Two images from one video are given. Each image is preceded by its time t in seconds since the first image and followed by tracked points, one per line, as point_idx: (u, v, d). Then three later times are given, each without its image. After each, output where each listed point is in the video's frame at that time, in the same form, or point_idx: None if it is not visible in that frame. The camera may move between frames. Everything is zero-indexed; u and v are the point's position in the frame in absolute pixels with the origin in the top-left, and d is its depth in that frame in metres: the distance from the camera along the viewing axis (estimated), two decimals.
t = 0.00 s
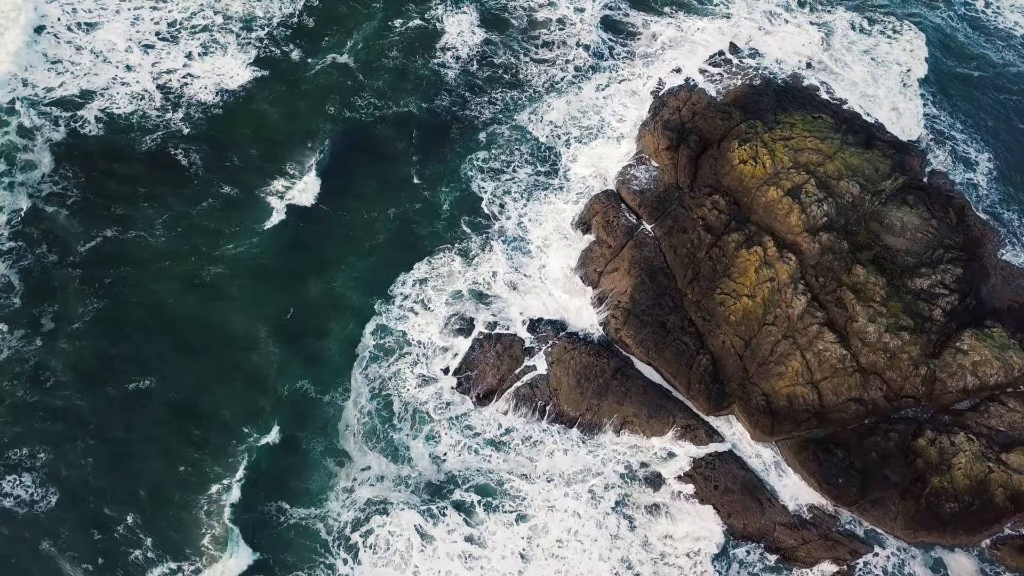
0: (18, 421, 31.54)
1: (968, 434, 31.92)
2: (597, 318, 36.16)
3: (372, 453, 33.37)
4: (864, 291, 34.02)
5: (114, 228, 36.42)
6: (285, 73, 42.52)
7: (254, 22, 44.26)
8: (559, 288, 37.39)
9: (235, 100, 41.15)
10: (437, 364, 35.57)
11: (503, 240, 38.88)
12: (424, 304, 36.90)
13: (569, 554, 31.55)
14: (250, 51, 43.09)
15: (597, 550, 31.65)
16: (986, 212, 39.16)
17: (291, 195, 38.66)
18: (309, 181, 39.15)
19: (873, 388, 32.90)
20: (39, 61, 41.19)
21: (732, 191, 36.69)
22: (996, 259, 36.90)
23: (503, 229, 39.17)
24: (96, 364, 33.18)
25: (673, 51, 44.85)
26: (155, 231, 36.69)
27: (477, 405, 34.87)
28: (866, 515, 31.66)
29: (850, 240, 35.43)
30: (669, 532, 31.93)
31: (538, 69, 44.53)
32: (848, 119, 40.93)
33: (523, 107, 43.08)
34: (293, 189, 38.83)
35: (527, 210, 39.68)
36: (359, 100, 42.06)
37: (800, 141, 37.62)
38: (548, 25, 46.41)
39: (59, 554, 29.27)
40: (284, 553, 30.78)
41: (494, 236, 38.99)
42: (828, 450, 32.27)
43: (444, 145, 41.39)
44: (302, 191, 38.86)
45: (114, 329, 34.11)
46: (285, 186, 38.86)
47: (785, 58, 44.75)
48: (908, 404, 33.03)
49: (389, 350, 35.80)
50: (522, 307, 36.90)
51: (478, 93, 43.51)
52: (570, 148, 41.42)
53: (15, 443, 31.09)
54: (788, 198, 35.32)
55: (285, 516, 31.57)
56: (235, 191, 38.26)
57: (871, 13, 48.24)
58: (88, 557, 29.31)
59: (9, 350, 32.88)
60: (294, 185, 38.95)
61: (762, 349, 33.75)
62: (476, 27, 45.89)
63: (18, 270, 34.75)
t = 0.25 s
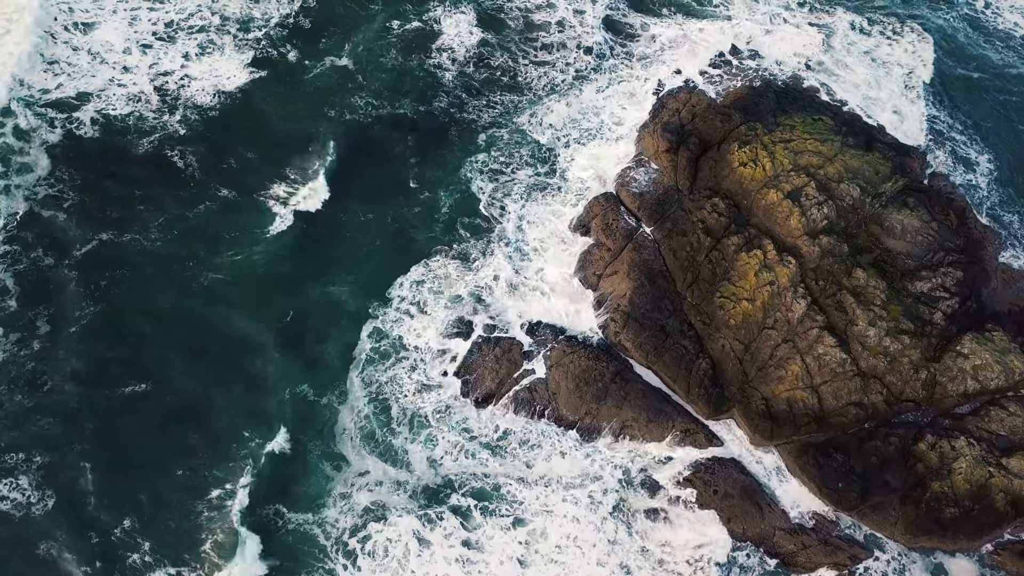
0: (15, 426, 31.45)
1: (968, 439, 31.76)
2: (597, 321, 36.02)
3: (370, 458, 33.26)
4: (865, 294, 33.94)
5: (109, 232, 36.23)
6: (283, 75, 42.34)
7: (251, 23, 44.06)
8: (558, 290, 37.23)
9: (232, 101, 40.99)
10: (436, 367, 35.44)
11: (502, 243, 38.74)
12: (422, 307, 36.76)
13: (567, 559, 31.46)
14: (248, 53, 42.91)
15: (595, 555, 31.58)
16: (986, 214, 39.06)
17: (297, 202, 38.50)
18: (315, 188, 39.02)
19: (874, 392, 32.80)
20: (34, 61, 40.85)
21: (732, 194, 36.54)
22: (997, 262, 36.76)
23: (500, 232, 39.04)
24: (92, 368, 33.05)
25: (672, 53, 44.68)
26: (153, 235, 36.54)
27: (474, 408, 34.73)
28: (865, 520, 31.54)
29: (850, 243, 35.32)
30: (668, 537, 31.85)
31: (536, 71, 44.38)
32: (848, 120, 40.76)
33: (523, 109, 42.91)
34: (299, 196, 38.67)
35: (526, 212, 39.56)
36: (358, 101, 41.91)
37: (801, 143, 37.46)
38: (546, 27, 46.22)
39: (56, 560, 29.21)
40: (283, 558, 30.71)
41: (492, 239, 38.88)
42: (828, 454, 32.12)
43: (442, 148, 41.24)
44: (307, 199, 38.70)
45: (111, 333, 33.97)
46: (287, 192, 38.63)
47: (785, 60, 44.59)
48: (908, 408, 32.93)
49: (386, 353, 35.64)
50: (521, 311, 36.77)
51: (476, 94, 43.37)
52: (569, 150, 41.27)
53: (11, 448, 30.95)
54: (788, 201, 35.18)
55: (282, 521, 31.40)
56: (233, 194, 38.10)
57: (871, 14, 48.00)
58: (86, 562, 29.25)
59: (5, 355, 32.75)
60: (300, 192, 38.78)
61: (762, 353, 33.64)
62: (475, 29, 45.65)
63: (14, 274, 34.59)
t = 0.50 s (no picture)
0: (11, 429, 31.16)
1: (969, 443, 31.65)
2: (596, 324, 35.90)
3: (369, 461, 33.20)
4: (865, 297, 33.85)
5: (105, 235, 36.06)
6: (280, 76, 42.20)
7: (249, 23, 43.91)
8: (557, 293, 37.11)
9: (230, 103, 40.84)
10: (434, 370, 35.33)
11: (501, 246, 38.64)
12: (420, 310, 36.65)
13: (566, 563, 31.37)
14: (245, 54, 42.76)
15: (593, 559, 31.49)
16: (986, 215, 39.00)
17: (303, 208, 38.26)
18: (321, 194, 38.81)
19: (874, 395, 32.72)
20: (29, 61, 40.56)
21: (732, 196, 36.41)
22: (997, 265, 36.67)
23: (499, 235, 38.95)
24: (89, 371, 32.90)
25: (671, 55, 44.54)
26: (150, 237, 36.41)
27: (472, 411, 34.67)
28: (865, 524, 31.42)
29: (850, 245, 35.22)
30: (668, 541, 31.77)
31: (535, 73, 44.25)
32: (848, 122, 40.65)
33: (521, 111, 42.79)
34: (305, 203, 38.44)
35: (525, 214, 39.47)
36: (358, 102, 41.73)
37: (801, 145, 37.34)
38: (545, 28, 46.07)
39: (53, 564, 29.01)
40: (281, 562, 30.48)
41: (490, 241, 38.79)
42: (828, 458, 32.00)
43: (440, 149, 41.10)
44: (312, 205, 38.47)
45: (108, 335, 33.82)
46: (289, 197, 38.42)
47: (784, 62, 44.45)
48: (909, 412, 32.82)
49: (384, 356, 35.56)
50: (520, 314, 36.65)
51: (474, 96, 43.26)
52: (569, 153, 41.16)
53: (7, 452, 30.73)
54: (788, 203, 35.07)
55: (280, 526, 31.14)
56: (231, 196, 37.96)
57: (871, 14, 47.82)
58: (84, 564, 29.09)
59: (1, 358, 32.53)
60: (306, 198, 38.56)
61: (761, 356, 33.55)
62: (474, 30, 45.48)
63: (10, 278, 34.38)
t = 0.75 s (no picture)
0: (7, 433, 31.00)
1: (969, 447, 31.55)
2: (596, 328, 35.75)
3: (367, 465, 33.07)
4: (865, 301, 33.71)
5: (101, 238, 35.86)
6: (277, 77, 41.99)
7: (246, 24, 43.68)
8: (556, 296, 36.97)
9: (228, 105, 40.62)
10: (432, 374, 35.17)
11: (500, 249, 38.48)
12: (419, 313, 36.49)
13: (564, 568, 31.28)
14: (243, 55, 42.55)
15: (592, 564, 31.41)
16: (987, 217, 38.90)
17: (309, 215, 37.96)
18: (329, 201, 38.51)
19: (874, 399, 32.60)
20: (25, 63, 40.32)
21: (732, 199, 36.26)
22: (998, 267, 36.56)
23: (497, 237, 38.79)
24: (86, 375, 32.72)
25: (670, 57, 44.34)
26: (147, 239, 36.20)
27: (471, 415, 34.51)
28: (865, 529, 31.27)
29: (850, 248, 35.07)
30: (666, 546, 31.66)
31: (534, 75, 44.06)
32: (848, 124, 40.49)
33: (519, 114, 42.61)
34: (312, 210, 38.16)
35: (524, 215, 39.33)
36: (358, 104, 41.50)
37: (801, 147, 37.18)
38: (544, 30, 45.88)
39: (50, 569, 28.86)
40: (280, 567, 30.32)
41: (489, 244, 38.61)
42: (828, 462, 31.92)
43: (439, 151, 40.92)
44: (320, 213, 38.17)
45: (105, 339, 33.65)
46: (289, 201, 38.16)
47: (784, 64, 44.25)
48: (909, 416, 32.70)
49: (381, 360, 35.41)
50: (519, 317, 36.49)
51: (472, 98, 43.07)
52: (568, 155, 41.01)
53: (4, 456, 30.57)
54: (787, 206, 34.92)
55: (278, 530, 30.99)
56: (228, 199, 37.77)
57: (871, 15, 47.58)
58: (81, 569, 28.95)
59: None
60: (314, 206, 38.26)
61: (761, 360, 33.42)
62: (472, 31, 45.25)
63: (5, 281, 34.20)
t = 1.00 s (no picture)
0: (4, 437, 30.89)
1: (969, 451, 31.45)
2: (595, 331, 35.63)
3: (365, 469, 32.94)
4: (865, 304, 33.61)
5: (98, 240, 35.71)
6: (275, 78, 41.80)
7: (244, 25, 43.52)
8: (555, 299, 36.85)
9: (225, 107, 40.46)
10: (431, 377, 35.04)
11: (499, 251, 38.34)
12: (417, 316, 36.35)
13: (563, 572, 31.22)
14: (240, 56, 42.38)
15: (590, 568, 31.32)
16: (987, 218, 38.81)
17: (320, 224, 37.71)
18: (342, 210, 38.27)
19: (874, 403, 32.48)
20: (21, 65, 40.12)
21: (731, 201, 36.13)
22: (998, 270, 36.44)
23: (496, 239, 38.64)
24: (82, 378, 32.54)
25: (669, 58, 44.16)
26: (144, 242, 36.06)
27: (470, 418, 34.39)
28: (865, 533, 31.14)
29: (850, 251, 34.95)
30: (665, 550, 31.58)
31: (533, 77, 43.88)
32: (849, 126, 40.32)
33: (518, 116, 42.45)
34: (325, 219, 37.89)
35: (524, 217, 39.20)
36: (358, 105, 41.33)
37: (801, 149, 37.05)
38: (543, 32, 45.70)
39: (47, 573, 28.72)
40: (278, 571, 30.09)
41: (489, 246, 38.48)
42: (828, 466, 31.82)
43: (437, 153, 40.78)
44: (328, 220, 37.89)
45: (102, 342, 33.46)
46: (288, 205, 37.97)
47: (784, 65, 44.05)
48: (909, 419, 32.58)
49: (378, 363, 35.28)
50: (518, 320, 36.37)
51: (471, 100, 42.90)
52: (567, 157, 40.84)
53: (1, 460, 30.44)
54: (787, 209, 34.79)
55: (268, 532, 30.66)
56: (226, 202, 37.60)
57: (872, 16, 47.36)
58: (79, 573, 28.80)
59: None
60: (327, 215, 37.99)
61: (761, 364, 33.30)
62: (471, 33, 45.07)
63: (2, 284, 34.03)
